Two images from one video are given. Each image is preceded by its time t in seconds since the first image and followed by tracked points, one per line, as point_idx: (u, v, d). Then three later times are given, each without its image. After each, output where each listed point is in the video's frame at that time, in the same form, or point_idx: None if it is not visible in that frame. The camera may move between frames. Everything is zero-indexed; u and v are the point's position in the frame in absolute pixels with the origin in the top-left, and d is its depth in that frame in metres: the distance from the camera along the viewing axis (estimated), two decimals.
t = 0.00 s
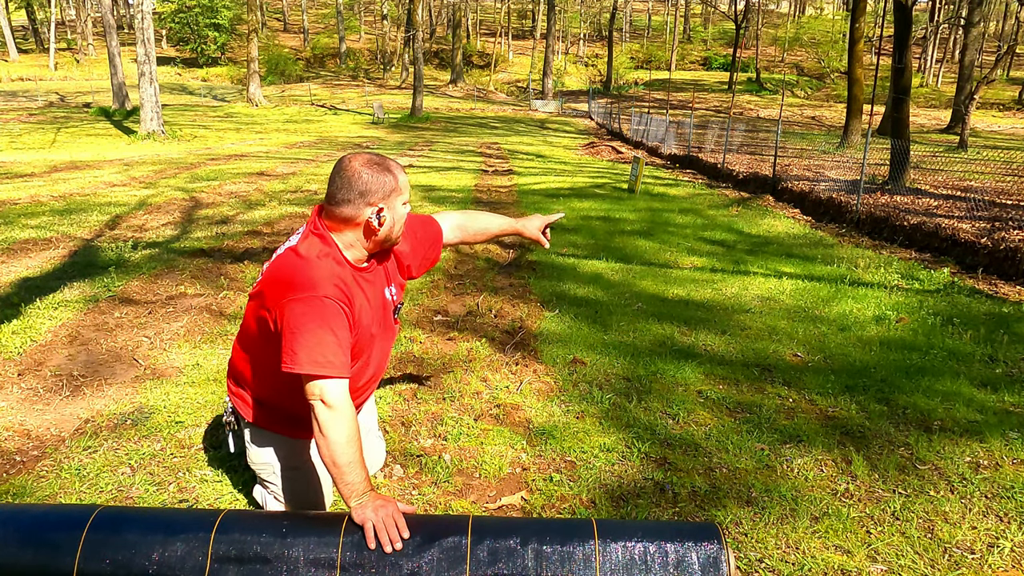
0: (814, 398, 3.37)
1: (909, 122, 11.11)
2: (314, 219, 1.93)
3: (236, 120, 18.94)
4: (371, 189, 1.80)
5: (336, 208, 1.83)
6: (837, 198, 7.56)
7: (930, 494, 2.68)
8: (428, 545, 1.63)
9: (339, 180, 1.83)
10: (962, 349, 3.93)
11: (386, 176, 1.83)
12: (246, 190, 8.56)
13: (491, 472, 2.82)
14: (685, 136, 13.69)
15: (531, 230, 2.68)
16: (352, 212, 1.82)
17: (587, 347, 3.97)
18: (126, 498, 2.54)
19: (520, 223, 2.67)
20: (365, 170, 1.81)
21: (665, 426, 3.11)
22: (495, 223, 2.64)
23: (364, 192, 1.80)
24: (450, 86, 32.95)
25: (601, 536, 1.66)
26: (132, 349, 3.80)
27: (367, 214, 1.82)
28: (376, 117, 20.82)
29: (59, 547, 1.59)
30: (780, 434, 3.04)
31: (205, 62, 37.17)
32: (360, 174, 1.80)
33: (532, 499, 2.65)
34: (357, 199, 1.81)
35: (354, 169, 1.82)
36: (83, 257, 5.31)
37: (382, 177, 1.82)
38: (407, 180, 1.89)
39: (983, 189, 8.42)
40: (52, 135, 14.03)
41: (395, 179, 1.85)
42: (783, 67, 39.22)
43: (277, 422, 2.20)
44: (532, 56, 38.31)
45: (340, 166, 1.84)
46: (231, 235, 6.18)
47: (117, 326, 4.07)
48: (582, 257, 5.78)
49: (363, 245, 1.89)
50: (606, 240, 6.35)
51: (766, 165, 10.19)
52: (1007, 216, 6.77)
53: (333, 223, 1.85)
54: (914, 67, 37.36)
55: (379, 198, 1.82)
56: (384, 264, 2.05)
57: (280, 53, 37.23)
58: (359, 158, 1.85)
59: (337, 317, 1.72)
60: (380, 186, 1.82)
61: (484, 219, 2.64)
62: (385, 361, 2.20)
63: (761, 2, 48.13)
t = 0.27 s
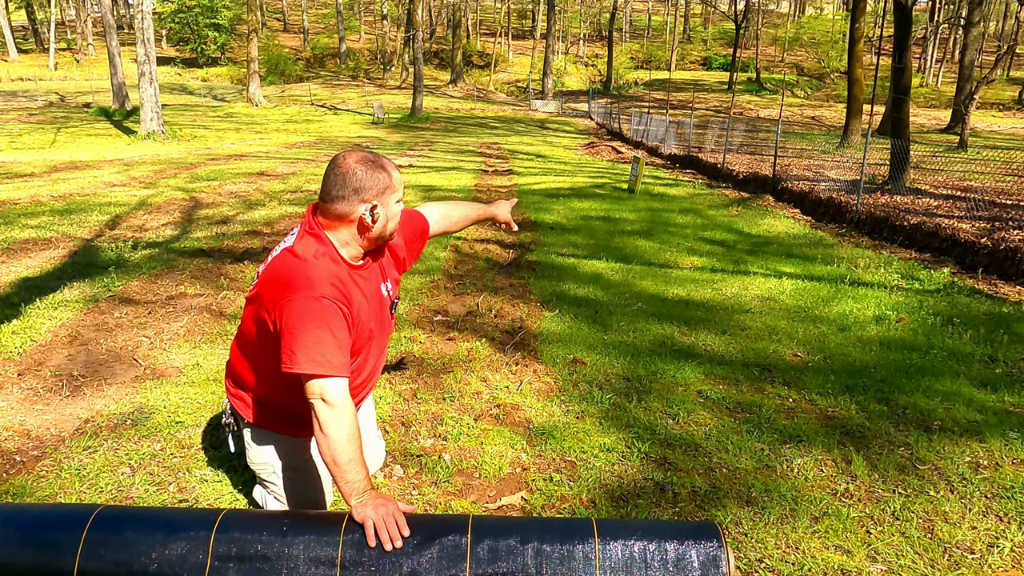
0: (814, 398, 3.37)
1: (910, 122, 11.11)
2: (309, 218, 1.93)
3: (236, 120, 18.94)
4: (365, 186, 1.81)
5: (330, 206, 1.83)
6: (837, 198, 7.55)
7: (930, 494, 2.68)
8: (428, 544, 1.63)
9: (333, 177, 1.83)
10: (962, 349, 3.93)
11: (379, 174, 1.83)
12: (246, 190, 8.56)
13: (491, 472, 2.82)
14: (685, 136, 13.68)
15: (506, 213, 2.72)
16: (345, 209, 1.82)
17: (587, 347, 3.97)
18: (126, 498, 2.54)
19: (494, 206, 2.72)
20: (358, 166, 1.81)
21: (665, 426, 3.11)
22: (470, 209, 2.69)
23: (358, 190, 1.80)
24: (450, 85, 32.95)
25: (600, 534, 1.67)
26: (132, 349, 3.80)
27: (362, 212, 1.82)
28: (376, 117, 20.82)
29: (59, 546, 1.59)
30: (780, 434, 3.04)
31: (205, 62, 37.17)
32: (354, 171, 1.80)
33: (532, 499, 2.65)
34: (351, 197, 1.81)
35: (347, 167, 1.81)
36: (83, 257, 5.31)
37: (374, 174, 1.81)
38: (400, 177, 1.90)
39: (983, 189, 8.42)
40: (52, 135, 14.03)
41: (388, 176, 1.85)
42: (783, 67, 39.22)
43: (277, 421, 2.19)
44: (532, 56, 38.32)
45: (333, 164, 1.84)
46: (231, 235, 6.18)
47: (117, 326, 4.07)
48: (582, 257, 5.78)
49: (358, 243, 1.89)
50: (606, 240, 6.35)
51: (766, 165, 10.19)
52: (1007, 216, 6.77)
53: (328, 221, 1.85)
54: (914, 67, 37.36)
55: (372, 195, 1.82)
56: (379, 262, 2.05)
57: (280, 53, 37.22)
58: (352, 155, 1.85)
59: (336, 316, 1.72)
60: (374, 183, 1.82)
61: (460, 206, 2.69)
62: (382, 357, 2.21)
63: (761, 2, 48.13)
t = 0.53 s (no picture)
0: (814, 398, 3.37)
1: (910, 122, 11.11)
2: (303, 221, 1.93)
3: (236, 120, 18.94)
4: (355, 188, 1.78)
5: (321, 208, 1.83)
6: (837, 197, 7.55)
7: (930, 494, 2.68)
8: (428, 544, 1.63)
9: (325, 179, 1.82)
10: (962, 349, 3.93)
11: (371, 175, 1.81)
12: (246, 189, 8.56)
13: (491, 472, 2.82)
14: (685, 136, 13.68)
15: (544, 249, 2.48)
16: (333, 210, 1.80)
17: (587, 347, 3.97)
18: (126, 499, 2.54)
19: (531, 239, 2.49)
20: (348, 169, 1.80)
21: (666, 426, 3.11)
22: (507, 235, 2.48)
23: (347, 192, 1.78)
24: (450, 85, 32.95)
25: (601, 535, 1.66)
26: (132, 349, 3.80)
27: (348, 214, 1.80)
28: (376, 117, 20.82)
29: (59, 546, 1.59)
30: (780, 434, 3.04)
31: (205, 62, 37.17)
32: (343, 173, 1.79)
33: (532, 499, 2.65)
34: (339, 198, 1.79)
35: (338, 169, 1.80)
36: (83, 257, 5.31)
37: (366, 175, 1.79)
38: (393, 181, 1.86)
39: (983, 189, 8.42)
40: (52, 135, 14.02)
41: (380, 177, 1.83)
42: (783, 67, 39.22)
43: (275, 421, 2.20)
44: (532, 56, 38.33)
45: (325, 167, 1.83)
46: (231, 235, 6.18)
47: (117, 326, 4.07)
48: (582, 257, 5.78)
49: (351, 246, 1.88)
50: (606, 240, 6.36)
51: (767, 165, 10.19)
52: (1007, 216, 6.77)
53: (321, 223, 1.85)
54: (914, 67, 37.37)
55: (359, 197, 1.78)
56: (375, 262, 2.04)
57: (280, 53, 37.22)
58: (343, 158, 1.84)
59: (329, 318, 1.72)
60: (363, 184, 1.79)
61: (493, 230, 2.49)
62: (379, 359, 2.21)
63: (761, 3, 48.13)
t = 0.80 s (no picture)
0: (814, 398, 3.37)
1: (910, 122, 11.10)
2: (301, 224, 1.93)
3: (236, 120, 18.94)
4: (348, 191, 1.77)
5: (317, 211, 1.83)
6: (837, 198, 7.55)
7: (930, 494, 2.68)
8: (428, 545, 1.63)
9: (320, 182, 1.82)
10: (962, 349, 3.93)
11: (365, 178, 1.79)
12: (246, 189, 8.56)
13: (491, 472, 2.82)
14: (685, 136, 13.67)
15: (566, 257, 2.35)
16: (327, 213, 1.79)
17: (587, 347, 3.97)
18: (126, 498, 2.54)
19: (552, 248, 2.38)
20: (342, 172, 1.78)
21: (665, 426, 3.11)
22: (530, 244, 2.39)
23: (340, 195, 1.77)
24: (450, 85, 32.94)
25: (601, 535, 1.66)
26: (132, 349, 3.80)
27: (343, 219, 1.79)
28: (376, 117, 20.81)
29: (59, 547, 1.59)
30: (780, 434, 3.04)
31: (205, 62, 37.16)
32: (337, 177, 1.78)
33: (532, 499, 2.65)
34: (333, 201, 1.78)
35: (333, 172, 1.79)
36: (83, 257, 5.31)
37: (359, 179, 1.78)
38: (390, 184, 1.84)
39: (983, 189, 8.42)
40: (52, 134, 14.02)
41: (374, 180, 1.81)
42: (783, 67, 39.22)
43: (276, 421, 2.21)
44: (532, 56, 38.32)
45: (321, 170, 1.83)
46: (231, 235, 6.18)
47: (117, 326, 4.07)
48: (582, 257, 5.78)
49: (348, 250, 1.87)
50: (606, 240, 6.36)
51: (767, 165, 10.19)
52: (1007, 216, 6.77)
53: (317, 226, 1.85)
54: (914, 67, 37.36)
55: (351, 200, 1.77)
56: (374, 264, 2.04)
57: (280, 53, 37.20)
58: (339, 161, 1.83)
59: (323, 322, 1.72)
60: (356, 188, 1.77)
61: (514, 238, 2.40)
62: (381, 361, 2.21)
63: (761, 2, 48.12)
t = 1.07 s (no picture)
0: (814, 398, 3.37)
1: (909, 122, 11.10)
2: (300, 227, 1.93)
3: (236, 120, 18.94)
4: (342, 193, 1.77)
5: (313, 213, 1.83)
6: (837, 197, 7.55)
7: (931, 494, 2.68)
8: (428, 545, 1.63)
9: (316, 184, 1.82)
10: (962, 349, 3.93)
11: (360, 180, 1.79)
12: (246, 189, 8.56)
13: (491, 472, 2.82)
14: (685, 136, 13.67)
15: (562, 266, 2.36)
16: (323, 215, 1.80)
17: (587, 347, 3.97)
18: (126, 498, 2.54)
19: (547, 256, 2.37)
20: (337, 175, 1.79)
21: (665, 426, 3.11)
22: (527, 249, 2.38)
23: (335, 197, 1.77)
24: (450, 86, 32.94)
25: (600, 535, 1.66)
26: (132, 349, 3.80)
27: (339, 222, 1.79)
28: (376, 117, 20.82)
29: (59, 547, 1.59)
30: (780, 434, 3.04)
31: (205, 62, 37.16)
32: (332, 180, 1.78)
33: (532, 499, 2.65)
34: (328, 203, 1.79)
35: (329, 174, 1.79)
36: (83, 257, 5.31)
37: (353, 181, 1.77)
38: (386, 187, 1.84)
39: (983, 189, 8.42)
40: (52, 135, 14.02)
41: (370, 182, 1.80)
42: (783, 67, 39.22)
43: (275, 421, 2.21)
44: (533, 56, 38.33)
45: (317, 173, 1.83)
46: (231, 235, 6.19)
47: (117, 326, 4.07)
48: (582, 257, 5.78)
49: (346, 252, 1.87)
50: (606, 240, 6.36)
51: (767, 165, 10.19)
52: (1007, 216, 6.77)
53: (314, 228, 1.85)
54: (914, 67, 37.36)
55: (346, 202, 1.77)
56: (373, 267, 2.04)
57: (281, 53, 37.20)
58: (335, 163, 1.83)
59: (320, 323, 1.72)
60: (351, 191, 1.77)
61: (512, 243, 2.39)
62: (381, 363, 2.21)
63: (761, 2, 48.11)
